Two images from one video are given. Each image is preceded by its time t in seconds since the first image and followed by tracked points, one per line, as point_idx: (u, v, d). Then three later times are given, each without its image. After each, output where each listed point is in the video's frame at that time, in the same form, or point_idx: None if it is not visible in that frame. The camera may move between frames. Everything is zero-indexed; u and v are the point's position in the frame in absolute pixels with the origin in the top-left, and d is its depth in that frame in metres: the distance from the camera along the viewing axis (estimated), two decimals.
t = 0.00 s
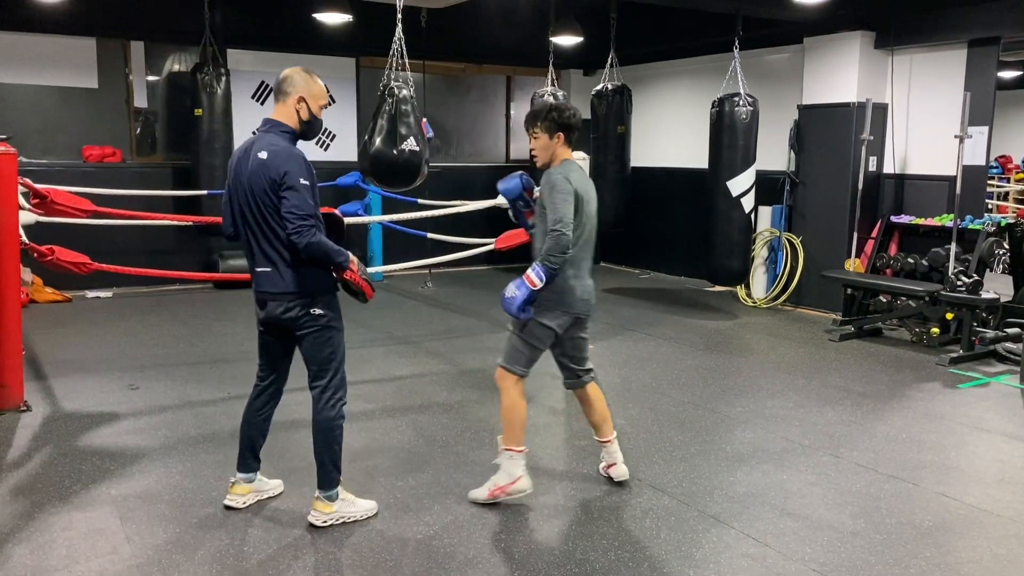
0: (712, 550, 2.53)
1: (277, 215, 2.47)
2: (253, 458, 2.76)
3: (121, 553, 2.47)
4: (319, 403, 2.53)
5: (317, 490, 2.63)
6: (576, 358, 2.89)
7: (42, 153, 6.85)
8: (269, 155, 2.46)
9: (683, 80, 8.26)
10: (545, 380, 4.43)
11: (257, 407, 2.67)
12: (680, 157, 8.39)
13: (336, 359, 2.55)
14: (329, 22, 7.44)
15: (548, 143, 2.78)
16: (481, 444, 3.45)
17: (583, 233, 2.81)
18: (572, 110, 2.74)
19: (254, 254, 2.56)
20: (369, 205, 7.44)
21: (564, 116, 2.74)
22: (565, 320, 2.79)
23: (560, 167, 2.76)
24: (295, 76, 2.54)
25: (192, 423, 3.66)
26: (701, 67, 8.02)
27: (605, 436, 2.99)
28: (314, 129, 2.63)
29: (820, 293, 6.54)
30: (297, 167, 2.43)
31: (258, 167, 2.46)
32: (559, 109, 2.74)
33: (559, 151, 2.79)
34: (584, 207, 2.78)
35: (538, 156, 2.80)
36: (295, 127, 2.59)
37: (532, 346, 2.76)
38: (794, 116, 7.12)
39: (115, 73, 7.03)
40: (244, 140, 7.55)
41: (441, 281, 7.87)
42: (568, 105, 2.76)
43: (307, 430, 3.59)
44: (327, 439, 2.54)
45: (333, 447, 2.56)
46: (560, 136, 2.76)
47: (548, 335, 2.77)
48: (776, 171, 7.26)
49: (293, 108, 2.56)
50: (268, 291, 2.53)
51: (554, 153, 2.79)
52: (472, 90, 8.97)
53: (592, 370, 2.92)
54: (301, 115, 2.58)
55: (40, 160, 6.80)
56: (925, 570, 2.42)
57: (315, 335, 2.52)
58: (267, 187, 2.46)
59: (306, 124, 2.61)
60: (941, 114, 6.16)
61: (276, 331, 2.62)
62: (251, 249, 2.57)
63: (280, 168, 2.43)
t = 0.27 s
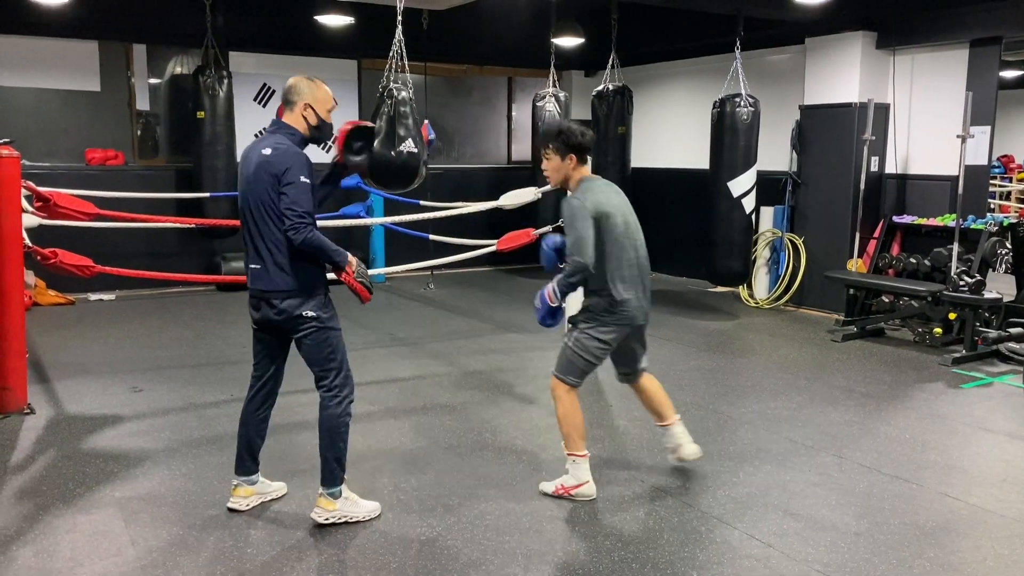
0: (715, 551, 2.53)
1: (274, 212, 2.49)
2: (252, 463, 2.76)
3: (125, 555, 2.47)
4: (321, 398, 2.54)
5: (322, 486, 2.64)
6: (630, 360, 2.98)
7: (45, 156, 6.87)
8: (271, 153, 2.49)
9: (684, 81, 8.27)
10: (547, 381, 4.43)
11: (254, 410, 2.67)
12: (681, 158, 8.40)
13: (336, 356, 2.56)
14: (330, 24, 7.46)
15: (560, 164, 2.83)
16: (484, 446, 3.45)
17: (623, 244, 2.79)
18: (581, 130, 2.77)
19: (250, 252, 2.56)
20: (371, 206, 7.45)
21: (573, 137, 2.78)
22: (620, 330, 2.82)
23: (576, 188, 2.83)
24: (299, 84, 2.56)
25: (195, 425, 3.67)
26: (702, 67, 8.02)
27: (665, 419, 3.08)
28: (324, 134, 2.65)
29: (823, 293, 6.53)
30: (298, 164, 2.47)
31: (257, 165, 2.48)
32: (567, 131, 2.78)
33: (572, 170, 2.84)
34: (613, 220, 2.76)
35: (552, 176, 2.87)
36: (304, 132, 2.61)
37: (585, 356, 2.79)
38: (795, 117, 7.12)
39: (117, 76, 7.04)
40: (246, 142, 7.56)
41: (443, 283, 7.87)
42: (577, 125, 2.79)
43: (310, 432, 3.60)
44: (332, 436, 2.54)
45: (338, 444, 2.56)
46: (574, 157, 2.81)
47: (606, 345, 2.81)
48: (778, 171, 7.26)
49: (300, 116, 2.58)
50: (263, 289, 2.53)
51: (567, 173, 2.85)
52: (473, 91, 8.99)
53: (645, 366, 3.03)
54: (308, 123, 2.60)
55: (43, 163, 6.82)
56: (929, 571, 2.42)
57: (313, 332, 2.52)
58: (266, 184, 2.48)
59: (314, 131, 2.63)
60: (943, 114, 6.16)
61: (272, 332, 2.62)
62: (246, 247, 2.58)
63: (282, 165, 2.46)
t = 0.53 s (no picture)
0: (718, 552, 2.53)
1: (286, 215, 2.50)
2: (255, 466, 2.76)
3: (128, 558, 2.47)
4: (320, 404, 2.54)
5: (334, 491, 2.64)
6: (679, 368, 2.91)
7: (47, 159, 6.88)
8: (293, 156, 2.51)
9: (685, 82, 8.28)
10: (549, 383, 4.43)
11: (257, 415, 2.67)
12: (683, 159, 8.40)
13: (336, 365, 2.55)
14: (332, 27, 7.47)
15: (605, 176, 2.79)
16: (486, 447, 3.45)
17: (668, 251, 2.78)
18: (626, 142, 2.72)
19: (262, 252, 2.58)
20: (372, 208, 7.45)
21: (619, 148, 2.73)
22: (665, 336, 2.81)
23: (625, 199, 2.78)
24: (334, 94, 2.60)
25: (198, 427, 3.67)
26: (703, 68, 8.03)
27: (717, 436, 3.04)
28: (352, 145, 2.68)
29: (825, 294, 6.53)
30: (315, 170, 2.47)
31: (279, 165, 2.51)
32: (612, 143, 2.73)
33: (617, 182, 2.80)
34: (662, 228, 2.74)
35: (596, 188, 2.83)
36: (332, 141, 2.63)
37: (626, 358, 2.79)
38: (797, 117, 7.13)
39: (119, 79, 7.06)
40: (248, 144, 7.58)
41: (445, 284, 7.88)
42: (622, 136, 2.74)
43: (312, 434, 3.60)
44: (335, 443, 2.54)
45: (342, 451, 2.57)
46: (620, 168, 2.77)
47: (645, 349, 2.80)
48: (779, 172, 7.27)
49: (331, 124, 2.62)
50: (267, 290, 2.54)
51: (612, 184, 2.81)
52: (474, 93, 9.00)
53: (696, 377, 2.96)
54: (338, 133, 2.63)
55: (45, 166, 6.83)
56: (932, 571, 2.42)
57: (315, 339, 2.52)
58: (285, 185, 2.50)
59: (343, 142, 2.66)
60: (944, 114, 6.16)
61: (276, 337, 2.62)
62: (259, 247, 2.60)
63: (300, 169, 2.47)
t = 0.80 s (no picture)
0: (720, 553, 2.53)
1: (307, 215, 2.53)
2: (268, 460, 2.77)
3: (130, 560, 2.47)
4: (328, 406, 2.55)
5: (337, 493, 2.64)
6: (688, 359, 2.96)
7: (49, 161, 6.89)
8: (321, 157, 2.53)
9: (686, 83, 8.27)
10: (551, 384, 4.43)
11: (276, 410, 2.70)
12: (684, 159, 8.40)
13: (344, 369, 2.55)
14: (332, 28, 7.48)
15: (597, 175, 2.75)
16: (488, 449, 3.45)
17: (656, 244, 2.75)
18: (619, 143, 2.67)
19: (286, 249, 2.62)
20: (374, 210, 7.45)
21: (611, 148, 2.69)
22: (670, 337, 2.81)
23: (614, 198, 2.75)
24: (366, 94, 2.60)
25: (200, 429, 3.67)
26: (704, 69, 8.02)
27: (728, 420, 3.05)
28: (384, 149, 2.66)
29: (827, 294, 6.52)
30: (337, 174, 2.47)
31: (307, 167, 2.54)
32: (603, 142, 2.69)
33: (608, 182, 2.76)
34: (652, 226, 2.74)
35: (587, 187, 2.79)
36: (365, 144, 2.62)
37: (633, 363, 2.78)
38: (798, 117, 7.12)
39: (120, 81, 7.06)
40: (249, 146, 7.58)
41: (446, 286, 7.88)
42: (615, 137, 2.69)
43: (314, 435, 3.60)
44: (341, 446, 2.55)
45: (347, 453, 2.57)
46: (612, 168, 2.73)
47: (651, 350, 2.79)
48: (781, 172, 7.26)
49: (365, 125, 2.61)
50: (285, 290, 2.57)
51: (603, 184, 2.77)
52: (475, 94, 8.99)
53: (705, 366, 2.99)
54: (371, 134, 2.62)
55: (47, 168, 6.84)
56: (935, 571, 2.42)
57: (322, 342, 2.52)
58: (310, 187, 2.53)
59: (376, 143, 2.65)
60: (946, 114, 6.15)
61: (292, 337, 2.65)
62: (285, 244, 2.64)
63: (324, 170, 2.48)
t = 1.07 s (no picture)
0: (723, 553, 2.53)
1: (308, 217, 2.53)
2: (299, 458, 2.87)
3: (133, 561, 2.48)
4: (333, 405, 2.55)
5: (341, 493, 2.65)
6: (719, 371, 2.85)
7: (50, 163, 6.90)
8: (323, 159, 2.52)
9: (687, 83, 8.27)
10: (553, 384, 4.43)
11: (296, 411, 2.77)
12: (685, 160, 8.39)
13: (351, 368, 2.56)
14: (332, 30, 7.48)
15: (637, 171, 2.77)
16: (490, 450, 3.45)
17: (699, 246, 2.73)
18: (657, 137, 2.69)
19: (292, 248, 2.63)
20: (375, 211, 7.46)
21: (650, 142, 2.70)
22: (695, 337, 2.76)
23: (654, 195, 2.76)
24: (376, 101, 2.62)
25: (202, 430, 3.67)
26: (705, 69, 8.02)
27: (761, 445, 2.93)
28: (388, 156, 2.67)
29: (829, 294, 6.51)
30: (337, 177, 2.46)
31: (309, 169, 2.54)
32: (643, 138, 2.71)
33: (649, 177, 2.78)
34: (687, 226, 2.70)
35: (628, 183, 2.81)
36: (369, 149, 2.62)
37: (653, 360, 2.76)
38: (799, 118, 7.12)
39: (122, 83, 7.07)
40: (251, 148, 7.58)
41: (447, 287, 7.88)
42: (653, 132, 2.71)
43: (316, 437, 3.60)
44: (345, 446, 2.55)
45: (352, 453, 2.57)
46: (651, 163, 2.75)
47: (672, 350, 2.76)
48: (783, 172, 7.26)
49: (371, 131, 2.61)
50: (289, 290, 2.59)
51: (644, 180, 2.79)
52: (476, 95, 9.00)
53: (739, 380, 2.88)
54: (376, 140, 2.62)
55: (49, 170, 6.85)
56: (939, 571, 2.41)
57: (327, 341, 2.53)
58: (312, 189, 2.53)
59: (380, 150, 2.64)
60: (947, 113, 6.14)
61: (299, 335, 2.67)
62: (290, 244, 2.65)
63: (323, 173, 2.48)
